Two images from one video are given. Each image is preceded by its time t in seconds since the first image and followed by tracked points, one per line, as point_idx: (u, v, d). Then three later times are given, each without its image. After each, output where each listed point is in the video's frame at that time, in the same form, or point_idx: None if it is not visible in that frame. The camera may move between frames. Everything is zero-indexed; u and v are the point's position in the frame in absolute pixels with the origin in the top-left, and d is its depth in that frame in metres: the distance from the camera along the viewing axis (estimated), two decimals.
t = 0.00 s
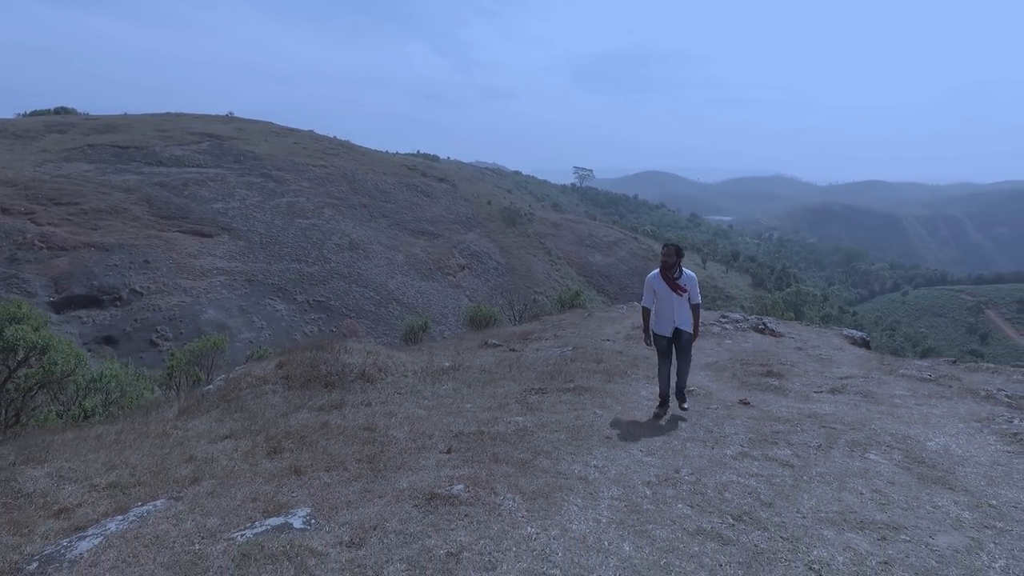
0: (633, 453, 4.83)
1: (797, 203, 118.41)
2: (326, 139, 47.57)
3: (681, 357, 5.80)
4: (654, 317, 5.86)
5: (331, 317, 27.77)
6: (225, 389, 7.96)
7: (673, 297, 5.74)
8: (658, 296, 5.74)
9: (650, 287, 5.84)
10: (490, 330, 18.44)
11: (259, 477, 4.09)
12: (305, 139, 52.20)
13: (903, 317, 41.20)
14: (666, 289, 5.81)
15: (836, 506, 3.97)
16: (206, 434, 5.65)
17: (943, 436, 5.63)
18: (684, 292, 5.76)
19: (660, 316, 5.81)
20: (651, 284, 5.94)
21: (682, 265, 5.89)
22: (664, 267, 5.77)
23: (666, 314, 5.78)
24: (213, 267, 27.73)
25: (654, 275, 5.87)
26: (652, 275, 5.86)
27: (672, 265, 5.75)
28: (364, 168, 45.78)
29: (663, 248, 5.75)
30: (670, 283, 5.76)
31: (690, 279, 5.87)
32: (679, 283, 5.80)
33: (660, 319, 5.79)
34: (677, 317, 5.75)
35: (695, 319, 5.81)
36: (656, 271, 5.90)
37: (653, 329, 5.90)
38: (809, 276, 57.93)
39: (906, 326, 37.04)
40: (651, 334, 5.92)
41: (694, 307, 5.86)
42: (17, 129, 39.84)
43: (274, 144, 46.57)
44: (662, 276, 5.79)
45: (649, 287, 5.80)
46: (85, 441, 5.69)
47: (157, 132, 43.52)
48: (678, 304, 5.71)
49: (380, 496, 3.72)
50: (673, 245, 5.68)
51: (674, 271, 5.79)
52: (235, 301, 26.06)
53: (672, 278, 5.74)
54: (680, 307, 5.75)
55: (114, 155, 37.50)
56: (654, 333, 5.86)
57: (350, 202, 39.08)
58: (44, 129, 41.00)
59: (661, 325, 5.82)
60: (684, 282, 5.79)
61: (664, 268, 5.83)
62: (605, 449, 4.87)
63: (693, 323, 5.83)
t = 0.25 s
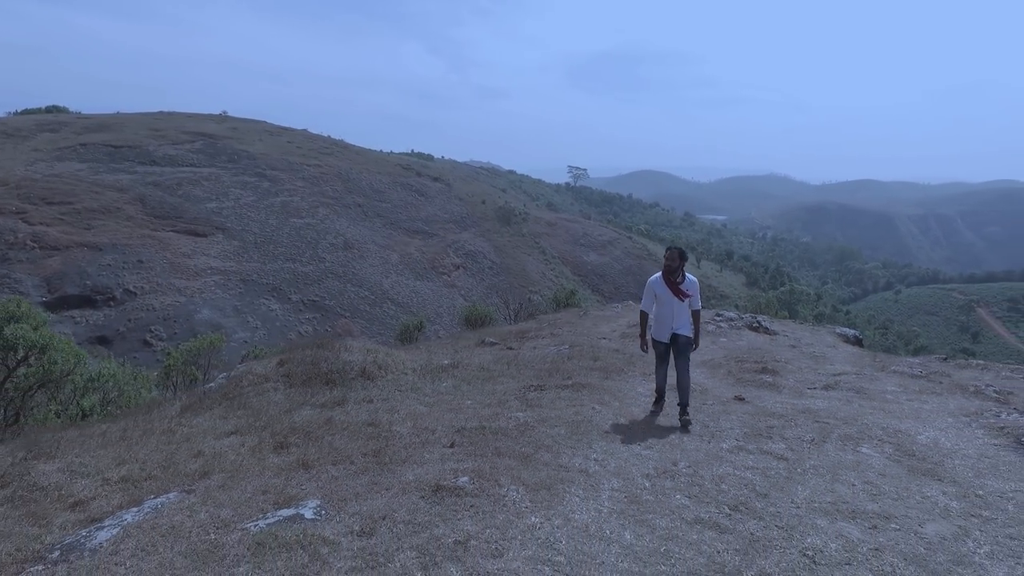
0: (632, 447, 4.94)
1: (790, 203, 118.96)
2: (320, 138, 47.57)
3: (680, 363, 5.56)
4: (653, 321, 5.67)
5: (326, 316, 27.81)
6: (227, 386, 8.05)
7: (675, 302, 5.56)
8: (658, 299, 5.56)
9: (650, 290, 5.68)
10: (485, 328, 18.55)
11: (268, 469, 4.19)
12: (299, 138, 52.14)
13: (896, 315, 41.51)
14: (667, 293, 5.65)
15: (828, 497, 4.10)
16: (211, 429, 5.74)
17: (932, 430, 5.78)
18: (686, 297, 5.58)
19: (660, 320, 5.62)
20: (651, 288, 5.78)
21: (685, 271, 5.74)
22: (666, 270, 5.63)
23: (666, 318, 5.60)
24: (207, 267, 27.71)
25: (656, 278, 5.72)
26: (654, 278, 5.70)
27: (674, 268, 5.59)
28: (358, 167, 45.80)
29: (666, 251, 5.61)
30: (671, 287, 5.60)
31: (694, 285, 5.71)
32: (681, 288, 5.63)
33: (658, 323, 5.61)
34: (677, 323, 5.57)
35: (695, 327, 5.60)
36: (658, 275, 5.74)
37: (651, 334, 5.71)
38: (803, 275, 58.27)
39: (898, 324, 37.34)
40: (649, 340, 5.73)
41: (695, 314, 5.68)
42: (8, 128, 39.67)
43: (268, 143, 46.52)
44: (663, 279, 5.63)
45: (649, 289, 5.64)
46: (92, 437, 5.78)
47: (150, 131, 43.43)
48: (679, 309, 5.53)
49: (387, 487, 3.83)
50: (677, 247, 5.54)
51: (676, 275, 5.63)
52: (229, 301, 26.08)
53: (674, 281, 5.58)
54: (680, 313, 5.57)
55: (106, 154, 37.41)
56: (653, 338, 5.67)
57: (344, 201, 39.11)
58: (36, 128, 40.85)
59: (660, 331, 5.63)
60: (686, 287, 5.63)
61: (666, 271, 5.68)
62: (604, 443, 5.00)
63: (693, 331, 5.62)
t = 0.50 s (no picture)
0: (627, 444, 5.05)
1: (782, 204, 119.60)
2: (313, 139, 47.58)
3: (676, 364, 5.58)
4: (651, 320, 5.70)
5: (320, 317, 27.85)
6: (225, 386, 8.12)
7: (673, 302, 5.59)
8: (657, 299, 5.59)
9: (650, 289, 5.69)
10: (480, 329, 18.65)
11: (271, 467, 4.29)
12: (292, 139, 52.11)
13: (887, 315, 41.85)
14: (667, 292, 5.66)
15: (817, 490, 4.23)
16: (212, 428, 5.82)
17: (919, 427, 5.93)
18: (685, 298, 5.60)
19: (658, 320, 5.65)
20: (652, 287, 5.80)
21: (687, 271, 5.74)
22: (668, 270, 5.63)
23: (663, 318, 5.62)
24: (200, 268, 27.68)
25: (657, 277, 5.74)
26: (655, 277, 5.72)
27: (675, 268, 5.61)
28: (351, 168, 45.82)
29: (668, 251, 5.63)
30: (671, 287, 5.62)
31: (694, 286, 5.71)
32: (681, 289, 5.64)
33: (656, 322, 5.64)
34: (674, 324, 5.58)
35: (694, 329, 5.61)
36: (659, 274, 5.77)
37: (649, 334, 5.74)
38: (795, 276, 58.66)
39: (889, 324, 37.67)
40: (647, 339, 5.76)
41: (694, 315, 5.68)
42: None
43: (260, 144, 46.48)
44: (664, 279, 5.64)
45: (649, 288, 5.67)
46: (93, 436, 5.84)
47: (142, 132, 43.31)
48: (678, 309, 5.54)
49: (388, 483, 3.93)
50: (679, 247, 5.55)
51: (678, 276, 5.64)
52: (222, 302, 26.07)
53: (674, 282, 5.58)
54: (678, 313, 5.58)
55: (98, 155, 37.30)
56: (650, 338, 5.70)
57: (337, 202, 39.14)
58: (26, 129, 40.68)
59: (658, 330, 5.66)
60: (686, 288, 5.64)
61: (668, 271, 5.69)
62: (600, 440, 5.11)
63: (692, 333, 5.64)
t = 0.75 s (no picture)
0: (623, 439, 5.16)
1: (776, 203, 120.04)
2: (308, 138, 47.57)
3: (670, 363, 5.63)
4: (645, 320, 5.76)
5: (315, 317, 27.91)
6: (226, 386, 8.20)
7: (664, 301, 5.63)
8: (648, 299, 5.64)
9: (643, 288, 5.74)
10: (475, 329, 18.75)
11: (275, 462, 4.39)
12: (286, 138, 52.07)
13: (880, 314, 42.12)
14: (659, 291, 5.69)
15: (807, 483, 4.36)
16: (214, 426, 5.92)
17: (907, 422, 6.07)
18: (677, 296, 5.63)
19: (651, 319, 5.70)
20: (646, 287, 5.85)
21: (680, 268, 5.75)
22: (659, 269, 5.65)
23: (656, 317, 5.67)
24: (194, 268, 27.69)
25: (650, 277, 5.78)
26: (648, 276, 5.76)
27: (666, 267, 5.63)
28: (346, 168, 45.81)
29: (659, 250, 5.66)
30: (663, 286, 5.66)
31: (688, 284, 5.71)
32: (673, 287, 5.68)
33: (649, 321, 5.70)
34: (668, 321, 5.63)
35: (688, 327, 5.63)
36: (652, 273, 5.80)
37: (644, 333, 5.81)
38: (789, 275, 58.95)
39: (883, 323, 37.93)
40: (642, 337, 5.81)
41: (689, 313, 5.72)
42: None
43: (255, 144, 46.44)
44: (656, 278, 5.67)
45: (641, 288, 5.73)
46: (97, 434, 5.93)
47: (135, 131, 43.21)
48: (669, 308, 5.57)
49: (390, 477, 4.04)
50: (669, 247, 5.57)
51: (669, 274, 5.67)
52: (217, 302, 26.09)
53: (665, 280, 5.61)
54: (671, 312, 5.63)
55: (90, 154, 37.22)
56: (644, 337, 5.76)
57: (332, 202, 39.16)
58: (18, 128, 40.55)
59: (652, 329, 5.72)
60: (679, 286, 5.67)
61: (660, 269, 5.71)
62: (596, 436, 5.23)
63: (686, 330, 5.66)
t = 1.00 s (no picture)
0: (618, 437, 5.30)
1: (771, 203, 120.54)
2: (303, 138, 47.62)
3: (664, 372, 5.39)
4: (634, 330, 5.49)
5: (310, 317, 28.00)
6: (228, 385, 8.33)
7: (652, 308, 5.37)
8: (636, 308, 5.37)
9: (629, 297, 5.48)
10: (471, 328, 18.89)
11: (283, 458, 4.53)
12: (281, 138, 52.09)
13: (874, 313, 42.44)
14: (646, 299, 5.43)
15: (795, 477, 4.53)
16: (220, 424, 6.06)
17: (894, 419, 6.26)
18: (664, 302, 5.35)
19: (641, 328, 5.44)
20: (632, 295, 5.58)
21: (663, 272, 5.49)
22: (641, 275, 5.40)
23: (647, 326, 5.40)
24: (189, 268, 27.74)
25: (634, 284, 5.50)
26: (632, 284, 5.50)
27: (649, 273, 5.36)
28: (340, 167, 45.87)
29: (640, 255, 5.40)
30: (648, 293, 5.39)
31: (674, 287, 5.46)
32: (659, 293, 5.40)
33: (639, 331, 5.43)
34: (659, 329, 5.38)
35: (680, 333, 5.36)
36: (636, 280, 5.52)
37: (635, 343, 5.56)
38: (784, 274, 59.31)
39: (877, 322, 38.26)
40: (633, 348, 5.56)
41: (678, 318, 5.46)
42: None
43: (249, 143, 46.46)
44: (640, 286, 5.41)
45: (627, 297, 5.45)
46: (105, 433, 6.06)
47: (129, 131, 43.18)
48: (658, 315, 5.31)
49: (395, 472, 4.18)
50: (650, 251, 5.30)
51: (653, 279, 5.40)
52: (212, 303, 26.16)
53: (649, 287, 5.35)
54: (660, 319, 5.37)
55: (84, 154, 37.19)
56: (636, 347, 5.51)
57: (327, 202, 39.24)
58: (11, 128, 40.48)
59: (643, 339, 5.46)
60: (665, 291, 5.39)
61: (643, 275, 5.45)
62: (592, 433, 5.38)
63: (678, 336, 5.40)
